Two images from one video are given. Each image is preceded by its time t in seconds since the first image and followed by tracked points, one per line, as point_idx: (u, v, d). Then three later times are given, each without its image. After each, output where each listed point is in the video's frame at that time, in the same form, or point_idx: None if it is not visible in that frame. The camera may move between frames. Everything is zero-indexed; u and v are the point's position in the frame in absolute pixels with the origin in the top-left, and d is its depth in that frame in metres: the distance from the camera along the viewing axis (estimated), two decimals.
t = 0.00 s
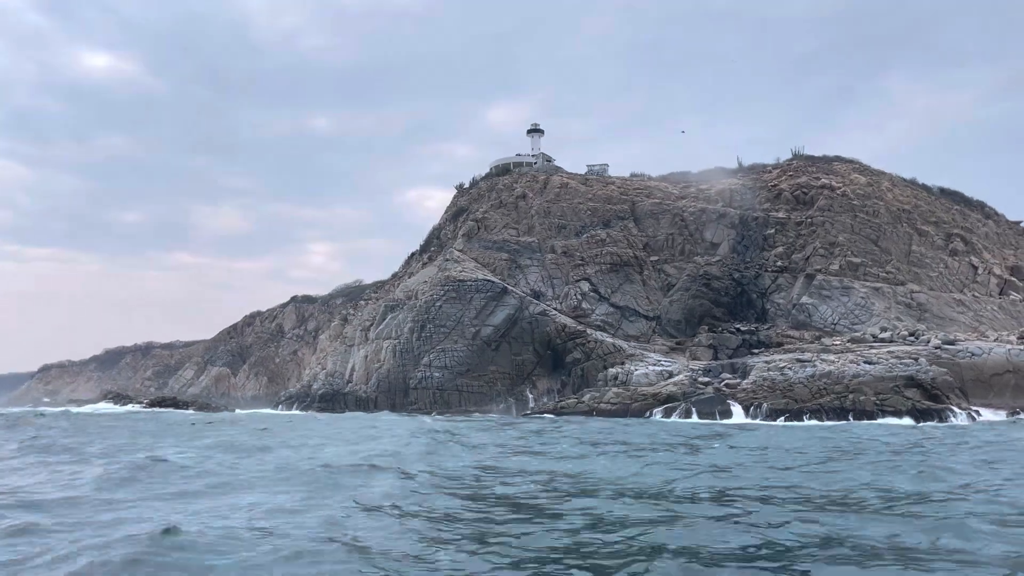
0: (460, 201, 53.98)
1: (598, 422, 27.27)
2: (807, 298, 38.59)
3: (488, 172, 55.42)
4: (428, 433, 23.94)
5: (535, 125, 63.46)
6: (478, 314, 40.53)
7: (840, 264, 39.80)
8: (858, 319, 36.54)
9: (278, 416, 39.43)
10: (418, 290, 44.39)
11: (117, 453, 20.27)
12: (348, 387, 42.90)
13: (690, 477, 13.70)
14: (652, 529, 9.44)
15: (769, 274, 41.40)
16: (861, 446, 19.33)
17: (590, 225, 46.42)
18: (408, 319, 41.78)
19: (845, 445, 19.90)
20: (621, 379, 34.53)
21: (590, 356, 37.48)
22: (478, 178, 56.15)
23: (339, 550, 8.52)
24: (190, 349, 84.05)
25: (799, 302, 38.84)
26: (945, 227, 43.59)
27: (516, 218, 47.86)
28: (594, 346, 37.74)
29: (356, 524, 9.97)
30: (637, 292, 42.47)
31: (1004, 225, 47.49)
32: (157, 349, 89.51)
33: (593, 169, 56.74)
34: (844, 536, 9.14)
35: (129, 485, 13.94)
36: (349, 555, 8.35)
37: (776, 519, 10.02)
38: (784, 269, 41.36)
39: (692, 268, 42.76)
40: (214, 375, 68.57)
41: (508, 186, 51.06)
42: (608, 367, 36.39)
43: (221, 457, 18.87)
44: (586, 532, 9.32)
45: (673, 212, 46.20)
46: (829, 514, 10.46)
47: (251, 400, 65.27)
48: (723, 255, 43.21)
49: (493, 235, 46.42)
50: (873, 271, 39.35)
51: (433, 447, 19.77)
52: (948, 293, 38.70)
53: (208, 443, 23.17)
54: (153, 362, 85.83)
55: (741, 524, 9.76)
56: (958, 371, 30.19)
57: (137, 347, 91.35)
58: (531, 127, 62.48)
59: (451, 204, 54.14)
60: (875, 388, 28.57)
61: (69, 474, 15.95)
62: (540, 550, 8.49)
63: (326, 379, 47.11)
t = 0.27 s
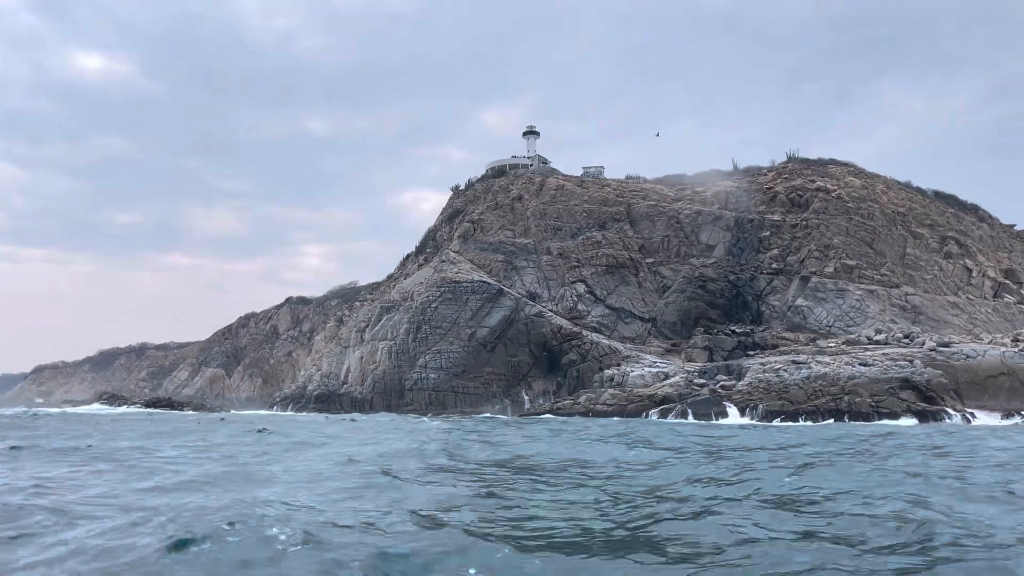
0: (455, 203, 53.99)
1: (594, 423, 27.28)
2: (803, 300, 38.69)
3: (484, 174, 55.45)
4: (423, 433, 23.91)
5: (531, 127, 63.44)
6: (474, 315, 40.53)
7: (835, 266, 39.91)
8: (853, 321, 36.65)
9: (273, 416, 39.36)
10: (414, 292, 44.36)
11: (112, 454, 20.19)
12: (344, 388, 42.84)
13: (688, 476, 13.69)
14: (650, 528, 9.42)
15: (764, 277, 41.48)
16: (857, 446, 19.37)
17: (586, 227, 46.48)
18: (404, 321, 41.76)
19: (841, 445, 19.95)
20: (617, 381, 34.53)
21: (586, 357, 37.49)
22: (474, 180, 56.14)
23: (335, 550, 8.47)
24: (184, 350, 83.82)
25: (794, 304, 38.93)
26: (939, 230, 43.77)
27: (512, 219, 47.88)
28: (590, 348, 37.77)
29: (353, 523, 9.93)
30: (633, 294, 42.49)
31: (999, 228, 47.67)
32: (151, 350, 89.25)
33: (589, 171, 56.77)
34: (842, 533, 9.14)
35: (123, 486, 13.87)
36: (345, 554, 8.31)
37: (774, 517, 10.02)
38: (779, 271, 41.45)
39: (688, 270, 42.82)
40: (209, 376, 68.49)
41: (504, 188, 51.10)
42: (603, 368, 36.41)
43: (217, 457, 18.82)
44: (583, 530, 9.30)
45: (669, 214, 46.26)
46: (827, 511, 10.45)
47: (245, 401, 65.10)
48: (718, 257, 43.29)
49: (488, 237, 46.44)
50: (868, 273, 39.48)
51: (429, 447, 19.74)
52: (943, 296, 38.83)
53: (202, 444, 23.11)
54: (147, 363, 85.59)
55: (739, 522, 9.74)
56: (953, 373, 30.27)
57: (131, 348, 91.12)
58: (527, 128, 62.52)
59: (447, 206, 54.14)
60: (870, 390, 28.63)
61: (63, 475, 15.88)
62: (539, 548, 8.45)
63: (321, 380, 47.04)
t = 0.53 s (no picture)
0: (453, 204, 53.98)
1: (592, 424, 27.27)
2: (800, 302, 38.74)
3: (482, 175, 55.47)
4: (422, 434, 23.86)
5: (528, 128, 63.47)
6: (471, 316, 40.52)
7: (832, 268, 39.98)
8: (850, 322, 36.73)
9: (271, 418, 39.33)
10: (411, 293, 44.36)
11: (111, 456, 20.18)
12: (341, 389, 42.78)
13: (689, 476, 13.67)
14: (654, 528, 9.38)
15: (762, 278, 41.55)
16: (857, 446, 19.39)
17: (584, 229, 46.49)
18: (402, 322, 41.76)
19: (839, 445, 19.97)
20: (615, 382, 34.55)
21: (583, 359, 37.50)
22: (471, 181, 56.16)
23: (337, 553, 8.41)
24: (181, 351, 83.66)
25: (792, 305, 39.00)
26: (936, 232, 43.88)
27: (510, 221, 47.89)
28: (587, 350, 37.78)
29: (355, 524, 9.87)
30: (630, 295, 42.52)
31: (995, 230, 47.81)
32: (147, 352, 89.07)
33: (586, 173, 56.82)
34: (847, 532, 9.11)
35: (122, 488, 13.79)
36: (348, 556, 8.25)
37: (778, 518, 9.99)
38: (776, 273, 41.52)
39: (685, 271, 42.87)
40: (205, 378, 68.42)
41: (501, 189, 51.10)
42: (601, 370, 36.43)
43: (217, 459, 18.81)
44: (588, 530, 9.26)
45: (666, 216, 46.29)
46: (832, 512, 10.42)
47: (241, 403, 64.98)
48: (715, 259, 43.35)
49: (486, 238, 46.45)
50: (865, 275, 39.56)
51: (428, 448, 19.69)
52: (940, 297, 38.92)
53: (200, 445, 23.03)
54: (143, 364, 85.42)
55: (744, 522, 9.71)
56: (950, 375, 30.34)
57: (127, 349, 90.89)
58: (524, 130, 62.54)
59: (445, 207, 54.15)
60: (867, 391, 28.68)
61: (61, 477, 15.80)
62: (543, 549, 8.40)
63: (319, 382, 47.01)
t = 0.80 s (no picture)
0: (452, 205, 53.97)
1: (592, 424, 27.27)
2: (799, 303, 38.76)
3: (481, 176, 55.47)
4: (422, 435, 23.81)
5: (527, 129, 63.48)
6: (470, 317, 40.50)
7: (831, 269, 40.00)
8: (849, 323, 36.76)
9: (270, 419, 39.30)
10: (410, 294, 44.34)
11: (110, 457, 20.16)
12: (340, 390, 42.74)
13: (692, 476, 13.63)
14: (661, 525, 9.33)
15: (761, 279, 41.59)
16: (858, 446, 19.41)
17: (583, 230, 46.49)
18: (401, 323, 41.73)
19: (841, 444, 19.99)
20: (614, 383, 34.54)
21: (583, 360, 37.49)
22: (470, 182, 56.15)
23: (343, 559, 8.32)
24: (179, 352, 83.55)
25: (791, 306, 39.03)
26: (935, 232, 43.94)
27: (509, 221, 47.87)
28: (587, 351, 37.79)
29: (360, 529, 9.80)
30: (629, 296, 42.52)
31: (993, 231, 47.88)
32: (145, 353, 88.94)
33: (585, 174, 56.85)
34: (858, 523, 9.09)
35: (121, 491, 13.77)
36: (354, 561, 8.17)
37: (787, 511, 9.93)
38: (776, 274, 41.55)
39: (684, 272, 42.88)
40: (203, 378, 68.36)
41: (500, 190, 51.09)
42: (601, 371, 36.43)
43: (216, 461, 18.79)
44: (596, 530, 9.20)
45: (665, 217, 46.30)
46: (839, 503, 10.42)
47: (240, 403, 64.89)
48: (714, 259, 43.37)
49: (485, 239, 46.43)
50: (864, 276, 39.60)
51: (429, 448, 19.65)
52: (938, 298, 38.97)
53: (199, 447, 22.99)
54: (142, 365, 85.30)
55: (752, 516, 9.68)
56: (949, 376, 30.35)
57: (124, 350, 90.79)
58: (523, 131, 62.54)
59: (443, 208, 54.14)
60: (867, 392, 28.70)
61: (60, 480, 15.72)
62: (549, 551, 8.34)
63: (318, 383, 46.98)
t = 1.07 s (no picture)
0: (452, 206, 53.91)
1: (594, 427, 27.24)
2: (800, 304, 38.72)
3: (481, 177, 55.43)
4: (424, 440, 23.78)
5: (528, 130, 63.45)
6: (471, 319, 40.43)
7: (832, 269, 39.95)
8: (851, 324, 36.73)
9: (271, 421, 39.24)
10: (411, 295, 44.28)
11: (112, 461, 20.14)
12: (341, 392, 42.68)
13: (695, 484, 13.65)
14: (665, 538, 9.35)
15: (762, 280, 41.55)
16: (862, 449, 19.40)
17: (583, 231, 46.44)
18: (402, 324, 41.67)
19: (844, 448, 19.96)
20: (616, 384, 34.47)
21: (584, 361, 37.45)
22: (470, 183, 56.10)
23: (351, 567, 8.31)
24: (179, 354, 83.41)
25: (792, 307, 38.99)
26: (936, 233, 43.92)
27: (509, 223, 47.82)
28: (588, 352, 37.74)
29: (366, 536, 9.79)
30: (630, 297, 42.47)
31: (994, 231, 47.86)
32: (144, 354, 88.82)
33: (586, 175, 56.83)
34: (866, 540, 9.11)
35: (124, 496, 13.78)
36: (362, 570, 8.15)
37: (791, 524, 9.96)
38: (777, 274, 41.51)
39: (685, 273, 42.84)
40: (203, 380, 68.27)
41: (501, 191, 51.04)
42: (602, 372, 36.38)
43: (219, 465, 18.78)
44: (604, 542, 9.20)
45: (666, 218, 46.25)
46: (845, 516, 10.42)
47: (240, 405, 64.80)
48: (716, 260, 43.34)
49: (485, 241, 46.37)
50: (866, 277, 39.56)
51: (432, 453, 19.63)
52: (940, 299, 38.94)
53: (201, 451, 22.95)
54: (141, 366, 85.18)
55: (760, 530, 9.69)
56: (951, 377, 30.31)
57: (124, 351, 90.69)
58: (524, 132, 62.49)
59: (444, 209, 54.10)
60: (870, 393, 28.66)
61: (62, 484, 15.68)
62: (557, 563, 8.34)
63: (318, 385, 46.92)
